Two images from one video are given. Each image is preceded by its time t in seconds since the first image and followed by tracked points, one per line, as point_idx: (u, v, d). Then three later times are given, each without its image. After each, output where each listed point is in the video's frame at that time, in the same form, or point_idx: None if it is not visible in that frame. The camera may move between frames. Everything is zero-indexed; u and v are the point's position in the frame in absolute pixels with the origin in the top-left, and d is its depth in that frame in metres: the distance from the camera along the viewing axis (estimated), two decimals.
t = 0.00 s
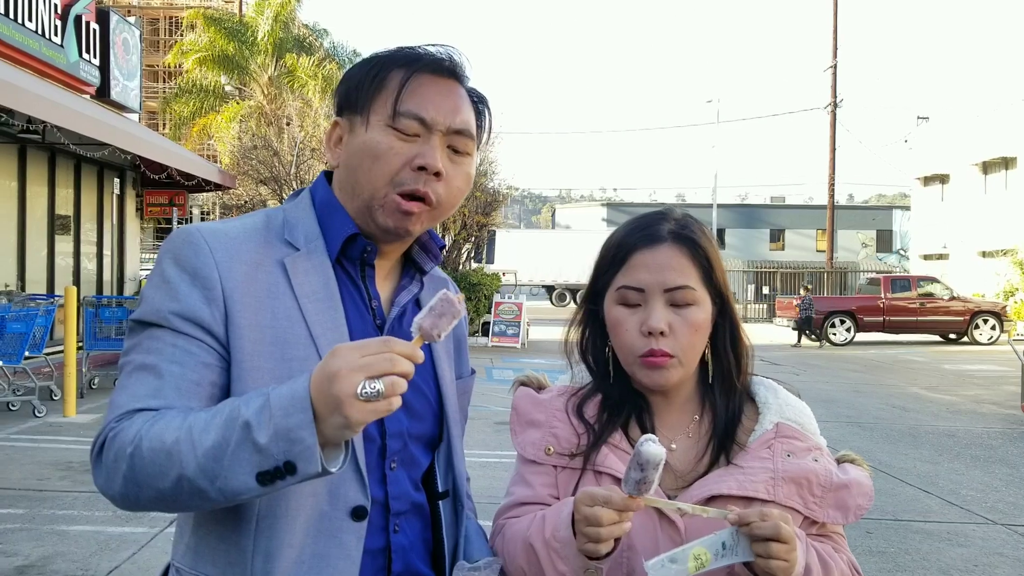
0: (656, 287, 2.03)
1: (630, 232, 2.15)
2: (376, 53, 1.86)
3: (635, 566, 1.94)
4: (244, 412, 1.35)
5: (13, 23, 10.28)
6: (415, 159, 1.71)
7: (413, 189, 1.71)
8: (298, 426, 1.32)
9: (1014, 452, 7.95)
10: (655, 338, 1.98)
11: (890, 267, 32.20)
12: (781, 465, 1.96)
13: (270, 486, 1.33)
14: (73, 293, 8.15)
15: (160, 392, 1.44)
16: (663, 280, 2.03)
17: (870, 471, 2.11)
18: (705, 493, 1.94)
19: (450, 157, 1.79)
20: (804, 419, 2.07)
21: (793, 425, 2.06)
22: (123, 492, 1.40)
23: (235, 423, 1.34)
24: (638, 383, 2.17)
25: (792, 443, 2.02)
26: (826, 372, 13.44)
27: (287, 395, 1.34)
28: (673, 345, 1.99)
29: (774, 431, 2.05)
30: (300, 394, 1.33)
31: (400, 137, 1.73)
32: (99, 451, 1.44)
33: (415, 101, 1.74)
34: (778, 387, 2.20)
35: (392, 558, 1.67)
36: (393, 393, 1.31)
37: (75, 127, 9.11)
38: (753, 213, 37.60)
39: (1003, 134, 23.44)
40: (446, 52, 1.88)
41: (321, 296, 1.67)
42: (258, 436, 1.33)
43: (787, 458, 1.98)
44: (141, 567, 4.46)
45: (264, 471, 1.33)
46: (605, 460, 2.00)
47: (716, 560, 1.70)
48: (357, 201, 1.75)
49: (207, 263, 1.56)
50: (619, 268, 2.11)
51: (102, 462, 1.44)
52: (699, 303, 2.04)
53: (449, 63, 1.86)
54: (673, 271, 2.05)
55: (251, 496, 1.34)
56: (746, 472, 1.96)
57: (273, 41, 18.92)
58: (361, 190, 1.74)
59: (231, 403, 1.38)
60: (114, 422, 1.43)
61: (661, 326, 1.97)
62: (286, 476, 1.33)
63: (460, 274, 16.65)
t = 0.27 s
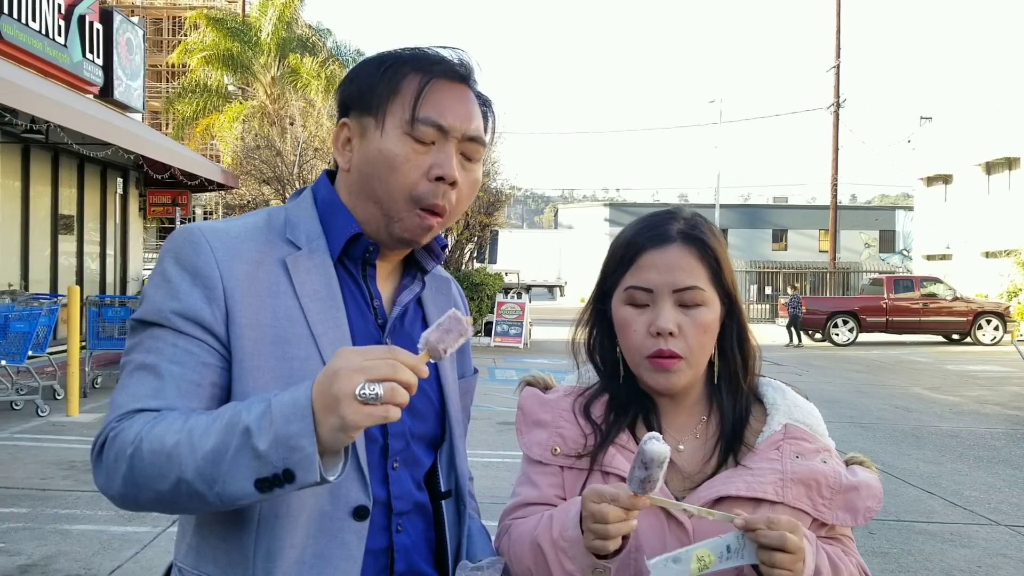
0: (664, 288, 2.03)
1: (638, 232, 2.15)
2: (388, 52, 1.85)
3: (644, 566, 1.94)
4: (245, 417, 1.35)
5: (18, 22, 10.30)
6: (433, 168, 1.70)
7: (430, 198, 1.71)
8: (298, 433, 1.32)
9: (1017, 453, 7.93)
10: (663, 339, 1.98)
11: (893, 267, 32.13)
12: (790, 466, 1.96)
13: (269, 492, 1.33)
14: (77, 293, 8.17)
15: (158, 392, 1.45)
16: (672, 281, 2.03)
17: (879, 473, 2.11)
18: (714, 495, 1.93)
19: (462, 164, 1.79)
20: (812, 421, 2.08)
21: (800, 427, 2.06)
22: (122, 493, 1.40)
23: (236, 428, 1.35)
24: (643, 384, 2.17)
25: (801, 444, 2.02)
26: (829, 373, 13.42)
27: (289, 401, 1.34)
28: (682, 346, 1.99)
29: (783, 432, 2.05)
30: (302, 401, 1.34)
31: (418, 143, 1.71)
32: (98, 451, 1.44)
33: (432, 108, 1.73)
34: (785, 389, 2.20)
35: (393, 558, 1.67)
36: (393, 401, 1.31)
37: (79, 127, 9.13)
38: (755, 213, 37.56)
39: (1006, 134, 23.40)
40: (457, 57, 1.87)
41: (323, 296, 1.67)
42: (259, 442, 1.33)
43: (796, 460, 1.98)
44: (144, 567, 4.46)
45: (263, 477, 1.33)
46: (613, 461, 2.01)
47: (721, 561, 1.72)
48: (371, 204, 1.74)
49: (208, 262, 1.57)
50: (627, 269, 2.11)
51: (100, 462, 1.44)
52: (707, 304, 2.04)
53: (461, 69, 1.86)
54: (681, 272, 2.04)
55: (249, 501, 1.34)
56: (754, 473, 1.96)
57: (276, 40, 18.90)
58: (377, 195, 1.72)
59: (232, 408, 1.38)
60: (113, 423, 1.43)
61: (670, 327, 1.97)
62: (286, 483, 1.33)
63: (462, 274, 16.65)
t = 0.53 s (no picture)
0: (666, 288, 2.04)
1: (640, 233, 2.15)
2: (413, 59, 1.85)
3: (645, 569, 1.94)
4: (234, 481, 1.36)
5: (18, 23, 10.31)
6: (467, 185, 1.76)
7: (462, 214, 1.77)
8: (283, 520, 1.33)
9: (1016, 454, 7.94)
10: (665, 339, 1.99)
11: (893, 267, 32.15)
12: (792, 469, 1.97)
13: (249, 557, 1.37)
14: (76, 293, 8.17)
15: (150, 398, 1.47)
16: (674, 281, 2.04)
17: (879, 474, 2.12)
18: (715, 498, 1.93)
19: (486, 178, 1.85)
20: (813, 423, 2.08)
21: (802, 428, 2.06)
22: (114, 496, 1.44)
23: (224, 490, 1.36)
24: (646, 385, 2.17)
25: (802, 446, 2.02)
26: (828, 374, 13.42)
27: (282, 480, 1.34)
28: (684, 347, 2.00)
29: (784, 435, 2.05)
30: (294, 487, 1.33)
31: (453, 159, 1.75)
32: (93, 453, 1.47)
33: (468, 125, 1.78)
34: (787, 390, 2.20)
35: (394, 559, 1.69)
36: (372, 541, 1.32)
37: (79, 128, 9.13)
38: (755, 214, 37.57)
39: (1005, 135, 23.42)
40: (480, 69, 1.90)
41: (324, 297, 1.68)
42: (246, 512, 1.35)
43: (797, 463, 1.99)
44: (144, 568, 4.47)
45: (245, 544, 1.36)
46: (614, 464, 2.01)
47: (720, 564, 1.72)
48: (392, 213, 1.77)
49: (208, 263, 1.58)
50: (631, 269, 2.11)
51: (94, 462, 1.47)
52: (712, 304, 2.05)
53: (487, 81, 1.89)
54: (684, 273, 2.05)
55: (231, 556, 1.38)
56: (756, 476, 1.96)
57: (277, 41, 18.86)
58: (405, 206, 1.75)
59: (224, 461, 1.39)
60: (107, 430, 1.45)
61: (672, 328, 1.98)
62: (266, 556, 1.35)
63: (462, 275, 16.67)
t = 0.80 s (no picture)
0: (668, 285, 2.03)
1: (640, 231, 2.14)
2: (419, 61, 1.85)
3: (642, 570, 1.93)
4: (244, 517, 1.43)
5: (18, 22, 10.31)
6: (468, 184, 1.76)
7: (464, 216, 1.77)
8: (288, 554, 1.41)
9: (1017, 453, 7.93)
10: (669, 337, 1.99)
11: (894, 267, 32.13)
12: (792, 472, 1.97)
13: None
14: (76, 293, 8.17)
15: (148, 401, 1.50)
16: (676, 278, 2.04)
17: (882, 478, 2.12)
18: (714, 500, 1.93)
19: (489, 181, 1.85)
20: (816, 426, 2.07)
21: (805, 430, 2.05)
22: (118, 499, 1.49)
23: (232, 520, 1.43)
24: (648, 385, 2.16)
25: (804, 449, 2.02)
26: (829, 373, 13.42)
27: (291, 523, 1.42)
28: (688, 344, 1.99)
29: (787, 437, 2.04)
30: (303, 534, 1.41)
31: (458, 161, 1.75)
32: (95, 454, 1.49)
33: (473, 128, 1.78)
34: (792, 392, 2.19)
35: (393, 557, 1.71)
36: None
37: (80, 127, 9.12)
38: (756, 213, 37.54)
39: (1006, 134, 23.41)
40: (483, 72, 1.90)
41: (324, 296, 1.68)
42: (254, 548, 1.43)
43: (798, 466, 1.98)
44: (144, 566, 4.47)
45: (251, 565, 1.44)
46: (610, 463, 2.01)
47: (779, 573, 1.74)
48: (395, 214, 1.77)
49: (208, 262, 1.58)
50: (630, 267, 2.10)
51: (95, 463, 1.50)
52: (711, 301, 2.05)
53: (490, 85, 1.89)
54: (686, 269, 2.05)
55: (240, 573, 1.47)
56: (757, 478, 1.96)
57: (277, 40, 18.89)
58: (409, 207, 1.74)
59: (234, 492, 1.45)
60: (111, 432, 1.48)
61: (676, 325, 1.98)
62: None
63: (463, 274, 16.68)
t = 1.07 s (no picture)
0: (672, 283, 2.03)
1: (643, 229, 2.13)
2: (414, 59, 1.86)
3: (640, 568, 1.93)
4: (238, 513, 1.44)
5: (18, 22, 10.31)
6: (462, 182, 1.76)
7: (458, 212, 1.77)
8: (281, 550, 1.41)
9: (1017, 452, 7.93)
10: (674, 333, 1.98)
11: (894, 267, 32.14)
12: (794, 474, 1.97)
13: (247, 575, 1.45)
14: (77, 293, 8.17)
15: (146, 399, 1.51)
16: (680, 274, 2.04)
17: (882, 481, 2.12)
18: (715, 499, 1.93)
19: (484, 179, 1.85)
20: (818, 427, 2.07)
21: (806, 432, 2.05)
22: (116, 496, 1.49)
23: (227, 519, 1.44)
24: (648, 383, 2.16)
25: (806, 450, 2.02)
26: (829, 372, 13.42)
27: (284, 519, 1.42)
28: (692, 340, 1.99)
29: (788, 438, 2.04)
30: (295, 529, 1.41)
31: (450, 158, 1.75)
32: (94, 451, 1.50)
33: (466, 126, 1.78)
34: (793, 392, 2.19)
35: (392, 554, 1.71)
36: None
37: (80, 128, 9.13)
38: (756, 213, 37.53)
39: (1006, 133, 23.41)
40: (479, 70, 1.90)
41: (322, 295, 1.68)
42: (248, 544, 1.43)
43: (799, 467, 1.98)
44: (145, 566, 4.47)
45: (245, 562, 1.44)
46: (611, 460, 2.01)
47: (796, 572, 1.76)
48: (389, 212, 1.77)
49: (205, 262, 1.58)
50: (634, 265, 2.10)
51: (93, 460, 1.51)
52: (715, 298, 2.05)
53: (485, 84, 1.89)
54: (689, 265, 2.05)
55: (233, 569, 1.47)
56: (758, 479, 1.96)
57: (277, 40, 18.92)
58: (403, 205, 1.75)
59: (228, 488, 1.45)
60: (109, 430, 1.49)
61: (680, 321, 1.98)
62: None
63: (463, 274, 16.69)
